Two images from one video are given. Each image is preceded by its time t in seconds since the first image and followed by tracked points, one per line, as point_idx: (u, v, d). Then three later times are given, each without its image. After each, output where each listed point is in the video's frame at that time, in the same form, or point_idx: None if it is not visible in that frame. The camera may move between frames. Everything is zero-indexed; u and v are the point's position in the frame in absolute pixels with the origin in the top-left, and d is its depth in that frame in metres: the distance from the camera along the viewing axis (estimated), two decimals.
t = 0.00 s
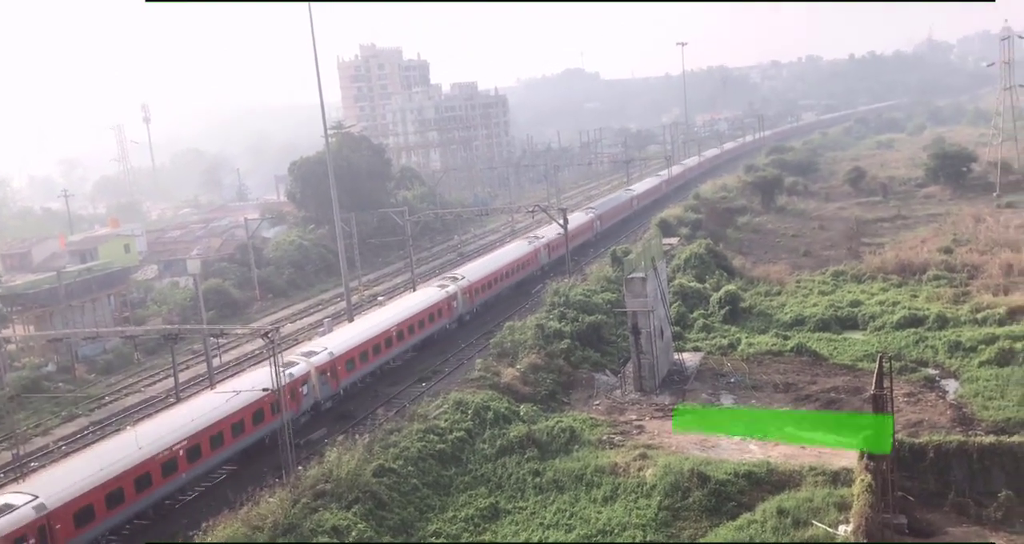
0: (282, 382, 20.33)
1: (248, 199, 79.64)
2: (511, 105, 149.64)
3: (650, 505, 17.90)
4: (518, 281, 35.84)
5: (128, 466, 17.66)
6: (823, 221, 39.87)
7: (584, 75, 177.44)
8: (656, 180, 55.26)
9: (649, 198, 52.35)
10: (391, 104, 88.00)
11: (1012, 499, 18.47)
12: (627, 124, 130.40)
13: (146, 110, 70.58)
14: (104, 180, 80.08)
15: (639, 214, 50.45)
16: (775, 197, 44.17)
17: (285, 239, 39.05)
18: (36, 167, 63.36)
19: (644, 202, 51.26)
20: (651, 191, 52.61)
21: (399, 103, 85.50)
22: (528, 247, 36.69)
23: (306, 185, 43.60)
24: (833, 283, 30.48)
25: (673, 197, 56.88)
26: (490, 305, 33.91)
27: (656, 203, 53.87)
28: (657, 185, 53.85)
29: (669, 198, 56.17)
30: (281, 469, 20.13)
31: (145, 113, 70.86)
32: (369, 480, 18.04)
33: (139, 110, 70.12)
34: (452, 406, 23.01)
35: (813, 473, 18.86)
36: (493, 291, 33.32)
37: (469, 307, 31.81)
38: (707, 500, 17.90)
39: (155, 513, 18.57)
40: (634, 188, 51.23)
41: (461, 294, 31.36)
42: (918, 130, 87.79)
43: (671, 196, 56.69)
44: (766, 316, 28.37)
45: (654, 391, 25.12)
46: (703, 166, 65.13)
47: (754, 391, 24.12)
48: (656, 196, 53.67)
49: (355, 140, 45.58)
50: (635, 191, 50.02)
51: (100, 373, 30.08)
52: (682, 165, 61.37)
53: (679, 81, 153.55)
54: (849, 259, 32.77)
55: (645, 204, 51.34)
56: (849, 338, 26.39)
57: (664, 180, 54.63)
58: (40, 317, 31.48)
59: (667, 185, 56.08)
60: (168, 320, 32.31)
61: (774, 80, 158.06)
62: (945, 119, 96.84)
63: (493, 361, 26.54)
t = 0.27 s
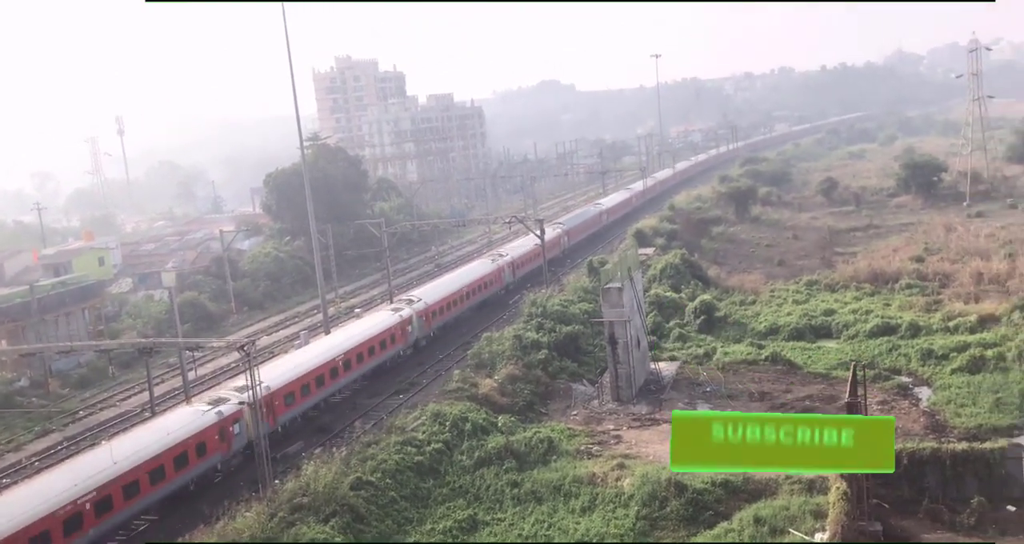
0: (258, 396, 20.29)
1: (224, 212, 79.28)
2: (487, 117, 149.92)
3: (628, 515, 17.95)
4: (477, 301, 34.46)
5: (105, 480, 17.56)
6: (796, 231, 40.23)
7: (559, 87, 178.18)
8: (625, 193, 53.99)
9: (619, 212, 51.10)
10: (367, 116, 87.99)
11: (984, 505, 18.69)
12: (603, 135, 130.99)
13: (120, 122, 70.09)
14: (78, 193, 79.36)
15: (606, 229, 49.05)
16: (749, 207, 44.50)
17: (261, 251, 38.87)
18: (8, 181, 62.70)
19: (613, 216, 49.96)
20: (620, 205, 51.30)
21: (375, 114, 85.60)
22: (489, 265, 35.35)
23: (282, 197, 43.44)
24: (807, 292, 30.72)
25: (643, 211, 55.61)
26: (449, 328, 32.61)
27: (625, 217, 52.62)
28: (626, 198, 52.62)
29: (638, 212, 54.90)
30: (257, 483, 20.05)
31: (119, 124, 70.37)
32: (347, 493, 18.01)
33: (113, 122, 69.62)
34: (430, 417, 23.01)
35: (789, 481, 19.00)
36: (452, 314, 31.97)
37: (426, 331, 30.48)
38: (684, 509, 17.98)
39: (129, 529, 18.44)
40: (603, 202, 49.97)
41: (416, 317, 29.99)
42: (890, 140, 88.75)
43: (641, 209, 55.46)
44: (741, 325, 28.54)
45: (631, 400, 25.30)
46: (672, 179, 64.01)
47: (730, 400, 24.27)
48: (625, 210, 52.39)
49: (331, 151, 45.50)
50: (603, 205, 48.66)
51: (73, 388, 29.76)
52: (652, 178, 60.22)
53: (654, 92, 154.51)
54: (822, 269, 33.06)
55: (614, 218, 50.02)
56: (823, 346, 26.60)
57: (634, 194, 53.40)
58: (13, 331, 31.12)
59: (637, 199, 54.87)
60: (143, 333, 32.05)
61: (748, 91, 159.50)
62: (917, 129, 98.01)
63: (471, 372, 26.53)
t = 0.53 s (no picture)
0: (234, 410, 20.15)
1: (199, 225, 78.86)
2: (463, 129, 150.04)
3: (605, 527, 17.93)
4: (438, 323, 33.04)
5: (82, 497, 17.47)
6: (770, 242, 40.54)
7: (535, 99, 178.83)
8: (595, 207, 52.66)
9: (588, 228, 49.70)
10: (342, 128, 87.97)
11: (957, 513, 18.83)
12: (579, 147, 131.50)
13: (93, 135, 69.55)
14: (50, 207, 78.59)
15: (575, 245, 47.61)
16: (723, 219, 44.80)
17: (236, 264, 38.63)
18: None
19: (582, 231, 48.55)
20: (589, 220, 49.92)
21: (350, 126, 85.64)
22: (450, 286, 33.91)
23: (257, 210, 43.20)
24: (781, 303, 30.91)
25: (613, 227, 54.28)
26: (408, 352, 31.18)
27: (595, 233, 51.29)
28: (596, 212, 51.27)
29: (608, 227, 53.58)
30: (233, 498, 19.91)
31: (92, 138, 69.80)
32: (322, 508, 17.90)
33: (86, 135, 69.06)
34: (407, 431, 22.92)
35: (765, 491, 19.07)
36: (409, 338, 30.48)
37: (380, 358, 28.96)
38: (661, 520, 18.00)
39: None
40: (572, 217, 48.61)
41: (368, 344, 28.43)
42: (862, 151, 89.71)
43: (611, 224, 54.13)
44: (716, 336, 28.64)
45: (607, 412, 25.40)
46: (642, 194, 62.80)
47: (705, 411, 24.35)
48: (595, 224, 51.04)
49: (306, 164, 45.37)
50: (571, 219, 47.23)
51: (45, 404, 29.37)
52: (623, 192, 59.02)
53: (629, 105, 155.44)
54: (795, 279, 33.30)
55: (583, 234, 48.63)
56: (797, 357, 26.75)
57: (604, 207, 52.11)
58: None
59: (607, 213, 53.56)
60: (115, 348, 31.72)
61: (721, 103, 160.87)
62: (887, 141, 99.14)
63: (447, 385, 26.47)
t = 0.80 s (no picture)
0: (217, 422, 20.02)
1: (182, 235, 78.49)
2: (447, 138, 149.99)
3: (591, 536, 17.89)
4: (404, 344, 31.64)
5: (63, 507, 17.43)
6: (753, 250, 40.69)
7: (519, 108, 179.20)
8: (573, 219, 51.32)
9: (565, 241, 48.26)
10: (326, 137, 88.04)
11: (941, 519, 18.85)
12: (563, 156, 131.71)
13: (75, 144, 69.13)
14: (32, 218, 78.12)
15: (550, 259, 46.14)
16: (707, 226, 44.93)
17: (219, 273, 38.45)
18: None
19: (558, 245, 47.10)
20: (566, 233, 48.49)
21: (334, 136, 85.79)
22: (415, 305, 32.47)
23: (241, 220, 43.04)
24: (765, 310, 30.97)
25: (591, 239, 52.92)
26: (370, 375, 29.76)
27: (572, 246, 49.87)
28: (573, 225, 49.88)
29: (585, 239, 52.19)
30: (216, 509, 19.78)
31: (74, 147, 69.38)
32: (307, 519, 17.79)
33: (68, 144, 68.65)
34: (392, 441, 22.83)
35: (750, 499, 19.08)
36: (368, 363, 29.01)
37: (338, 385, 27.51)
38: (647, 529, 17.98)
39: None
40: (548, 229, 47.22)
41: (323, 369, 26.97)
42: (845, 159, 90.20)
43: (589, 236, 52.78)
44: (701, 344, 28.61)
45: (593, 420, 25.43)
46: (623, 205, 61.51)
47: (691, 419, 24.37)
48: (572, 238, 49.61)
49: (290, 173, 45.28)
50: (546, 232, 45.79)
51: (26, 416, 29.11)
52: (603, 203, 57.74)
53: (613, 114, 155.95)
54: (780, 287, 33.40)
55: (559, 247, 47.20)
56: (782, 364, 26.78)
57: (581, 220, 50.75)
58: None
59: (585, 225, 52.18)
60: (98, 359, 31.50)
61: (705, 111, 161.55)
62: (870, 148, 99.73)
63: (432, 394, 26.38)
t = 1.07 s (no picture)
0: (215, 428, 20.08)
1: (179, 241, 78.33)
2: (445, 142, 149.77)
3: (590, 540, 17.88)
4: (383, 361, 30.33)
5: (75, 507, 17.64)
6: (750, 254, 40.76)
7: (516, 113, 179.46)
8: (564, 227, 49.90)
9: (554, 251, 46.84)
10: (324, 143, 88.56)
11: (940, 523, 18.79)
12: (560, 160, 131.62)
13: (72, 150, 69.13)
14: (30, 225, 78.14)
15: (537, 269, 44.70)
16: (703, 231, 44.97)
17: (216, 279, 38.44)
18: None
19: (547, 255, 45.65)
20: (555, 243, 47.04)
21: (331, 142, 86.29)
22: (395, 321, 31.10)
23: (239, 225, 42.98)
24: (762, 315, 30.95)
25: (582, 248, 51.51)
26: (343, 396, 28.35)
27: (561, 256, 48.46)
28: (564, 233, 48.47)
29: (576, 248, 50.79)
30: (214, 515, 19.79)
31: (70, 153, 69.36)
32: (305, 525, 17.79)
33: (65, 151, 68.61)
34: (389, 446, 22.79)
35: (748, 503, 19.10)
36: (340, 384, 27.55)
37: (303, 409, 25.97)
38: (645, 533, 18.00)
39: None
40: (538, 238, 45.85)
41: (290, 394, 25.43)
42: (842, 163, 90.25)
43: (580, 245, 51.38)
44: (698, 348, 28.52)
45: (590, 425, 25.45)
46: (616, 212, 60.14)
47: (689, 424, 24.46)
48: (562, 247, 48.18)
49: (288, 179, 45.32)
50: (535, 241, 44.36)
51: (24, 422, 29.04)
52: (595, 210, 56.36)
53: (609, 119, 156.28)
54: (777, 291, 33.41)
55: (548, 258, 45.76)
56: (779, 368, 26.76)
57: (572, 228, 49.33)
58: None
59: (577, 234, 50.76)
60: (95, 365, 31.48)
61: (701, 115, 161.87)
62: (866, 153, 99.82)
63: (430, 399, 26.34)
